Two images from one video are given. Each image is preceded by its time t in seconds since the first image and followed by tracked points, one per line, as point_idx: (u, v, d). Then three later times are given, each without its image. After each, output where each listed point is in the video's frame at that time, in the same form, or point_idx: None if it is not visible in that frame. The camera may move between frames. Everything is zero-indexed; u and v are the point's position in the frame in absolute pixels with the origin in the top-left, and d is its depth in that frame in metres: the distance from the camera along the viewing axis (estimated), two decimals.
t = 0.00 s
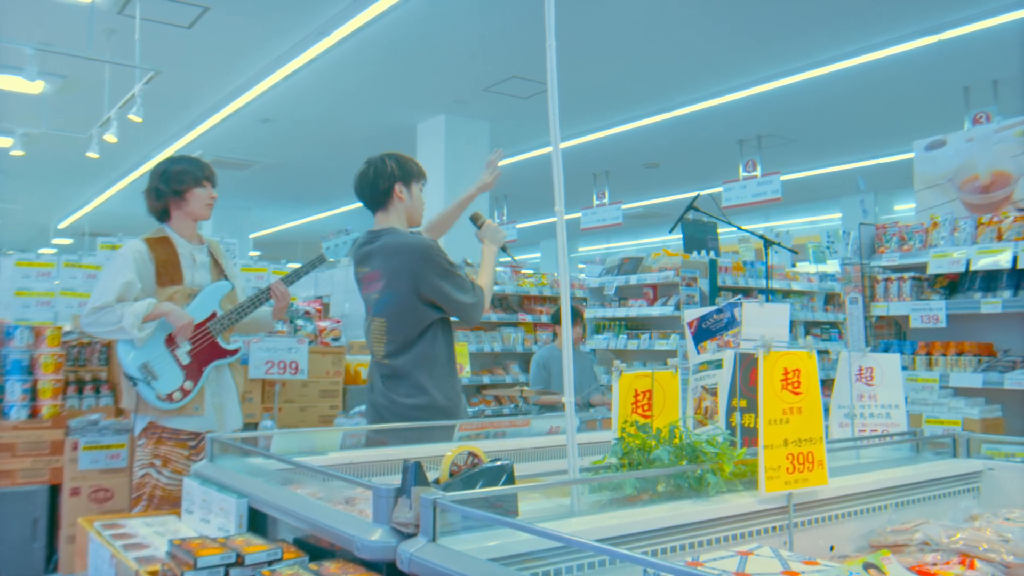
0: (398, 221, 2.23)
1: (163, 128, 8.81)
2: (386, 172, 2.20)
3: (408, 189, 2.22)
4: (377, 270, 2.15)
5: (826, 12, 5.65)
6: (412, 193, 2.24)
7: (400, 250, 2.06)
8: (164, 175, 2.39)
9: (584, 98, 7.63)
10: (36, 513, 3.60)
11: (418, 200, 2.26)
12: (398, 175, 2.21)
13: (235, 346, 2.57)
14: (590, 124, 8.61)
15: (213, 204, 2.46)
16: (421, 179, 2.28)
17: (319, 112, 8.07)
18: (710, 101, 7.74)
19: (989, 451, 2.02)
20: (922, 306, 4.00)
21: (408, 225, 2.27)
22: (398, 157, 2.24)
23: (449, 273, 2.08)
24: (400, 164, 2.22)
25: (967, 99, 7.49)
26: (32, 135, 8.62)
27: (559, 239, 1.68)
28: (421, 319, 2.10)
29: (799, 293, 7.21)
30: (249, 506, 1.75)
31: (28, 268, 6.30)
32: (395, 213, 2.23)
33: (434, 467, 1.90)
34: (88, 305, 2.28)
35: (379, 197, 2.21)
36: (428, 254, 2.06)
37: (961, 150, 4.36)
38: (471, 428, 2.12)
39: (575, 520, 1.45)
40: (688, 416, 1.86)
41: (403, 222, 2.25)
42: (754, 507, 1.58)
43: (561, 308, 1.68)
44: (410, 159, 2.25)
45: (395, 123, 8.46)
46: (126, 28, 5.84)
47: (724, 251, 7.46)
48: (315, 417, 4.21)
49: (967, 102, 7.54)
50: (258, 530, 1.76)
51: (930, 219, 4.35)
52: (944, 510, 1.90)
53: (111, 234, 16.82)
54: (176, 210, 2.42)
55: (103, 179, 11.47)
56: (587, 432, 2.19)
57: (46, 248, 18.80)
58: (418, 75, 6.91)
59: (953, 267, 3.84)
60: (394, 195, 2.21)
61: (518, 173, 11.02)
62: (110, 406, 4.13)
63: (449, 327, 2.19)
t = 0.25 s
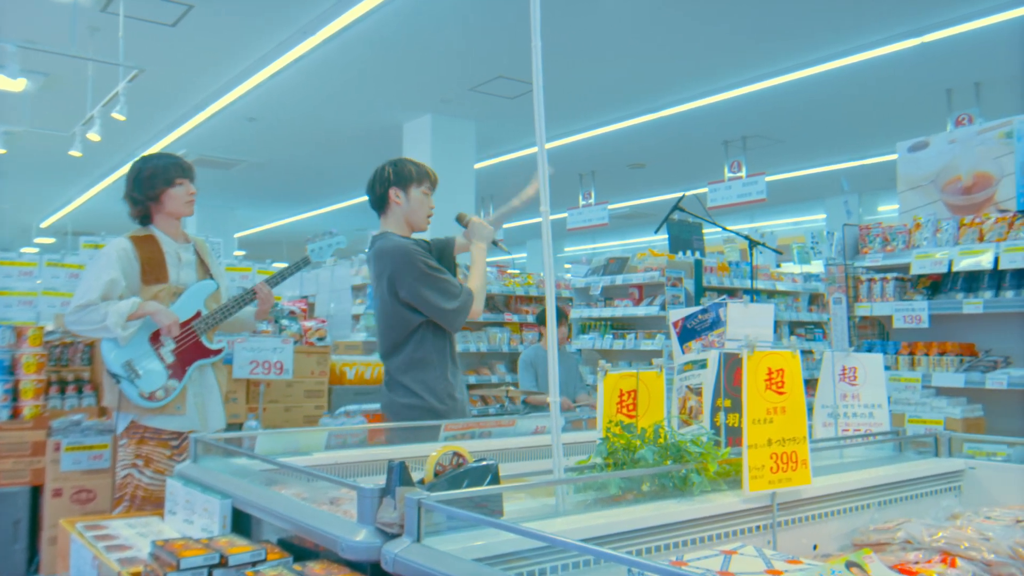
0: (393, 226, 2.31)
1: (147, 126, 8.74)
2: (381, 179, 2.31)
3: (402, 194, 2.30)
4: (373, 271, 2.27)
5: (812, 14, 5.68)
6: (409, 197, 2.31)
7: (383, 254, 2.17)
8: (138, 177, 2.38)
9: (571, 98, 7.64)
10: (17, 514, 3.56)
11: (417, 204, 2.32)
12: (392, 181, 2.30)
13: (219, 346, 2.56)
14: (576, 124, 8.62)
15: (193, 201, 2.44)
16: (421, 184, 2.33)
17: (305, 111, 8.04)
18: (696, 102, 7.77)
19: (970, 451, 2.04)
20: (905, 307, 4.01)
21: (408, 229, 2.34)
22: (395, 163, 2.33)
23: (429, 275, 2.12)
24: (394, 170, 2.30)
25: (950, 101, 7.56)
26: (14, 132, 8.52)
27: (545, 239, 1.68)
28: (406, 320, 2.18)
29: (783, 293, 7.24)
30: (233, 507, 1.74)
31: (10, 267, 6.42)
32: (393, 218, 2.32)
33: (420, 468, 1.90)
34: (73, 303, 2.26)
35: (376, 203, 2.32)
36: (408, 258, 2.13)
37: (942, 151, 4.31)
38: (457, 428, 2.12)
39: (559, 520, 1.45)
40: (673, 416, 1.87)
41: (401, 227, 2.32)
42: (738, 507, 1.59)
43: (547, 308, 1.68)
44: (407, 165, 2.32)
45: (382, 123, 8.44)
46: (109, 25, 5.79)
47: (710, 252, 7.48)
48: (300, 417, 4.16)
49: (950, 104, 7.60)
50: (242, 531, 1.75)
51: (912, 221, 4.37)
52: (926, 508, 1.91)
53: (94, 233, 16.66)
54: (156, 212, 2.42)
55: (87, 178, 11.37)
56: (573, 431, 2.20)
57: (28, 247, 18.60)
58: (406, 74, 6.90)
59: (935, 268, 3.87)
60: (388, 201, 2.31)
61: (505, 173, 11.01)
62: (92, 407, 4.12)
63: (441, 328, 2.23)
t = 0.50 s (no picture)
0: (402, 226, 2.41)
1: (131, 124, 8.67)
2: (386, 184, 2.44)
3: (405, 194, 2.40)
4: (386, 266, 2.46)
5: (797, 15, 5.71)
6: (412, 196, 2.40)
7: (387, 250, 2.35)
8: (129, 174, 2.37)
9: (558, 98, 7.65)
10: None
11: (421, 202, 2.39)
12: (394, 183, 2.41)
13: (202, 347, 2.55)
14: (563, 124, 8.63)
15: (184, 203, 2.43)
16: (422, 180, 2.40)
17: (290, 110, 8.00)
18: (683, 103, 7.79)
19: (952, 450, 2.05)
20: (888, 307, 4.04)
21: (419, 227, 2.42)
22: (397, 166, 2.43)
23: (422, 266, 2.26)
24: (394, 173, 2.42)
25: (932, 103, 7.62)
26: None
27: (529, 238, 1.69)
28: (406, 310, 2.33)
29: (767, 294, 7.27)
30: (216, 508, 1.73)
31: None
32: (403, 219, 2.42)
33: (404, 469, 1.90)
34: (54, 303, 2.24)
35: (386, 207, 2.45)
36: (405, 251, 2.29)
37: (925, 152, 4.34)
38: (442, 428, 2.12)
39: (544, 520, 1.45)
40: (657, 416, 1.88)
41: (411, 226, 2.41)
42: (722, 506, 1.59)
43: (531, 308, 1.68)
44: (405, 165, 2.41)
45: (368, 122, 8.42)
46: (93, 22, 5.75)
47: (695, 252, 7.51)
48: (284, 417, 4.13)
49: (932, 106, 7.66)
50: (225, 532, 1.74)
51: (895, 222, 4.39)
52: (908, 507, 1.92)
53: (76, 231, 16.51)
54: (147, 208, 2.40)
55: (70, 176, 11.27)
56: (558, 431, 2.20)
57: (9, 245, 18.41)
58: (393, 73, 6.88)
59: (918, 268, 3.91)
60: (394, 203, 2.42)
61: (491, 173, 11.01)
62: (74, 407, 4.06)
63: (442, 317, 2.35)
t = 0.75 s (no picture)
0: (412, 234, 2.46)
1: (114, 123, 8.60)
2: (396, 194, 2.49)
3: (411, 203, 2.44)
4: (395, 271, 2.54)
5: (781, 17, 5.74)
6: (418, 204, 2.44)
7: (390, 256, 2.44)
8: (110, 175, 2.35)
9: (544, 98, 7.65)
10: None
11: (426, 209, 2.43)
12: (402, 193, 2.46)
13: (187, 346, 2.51)
14: (548, 124, 8.63)
15: (161, 204, 2.41)
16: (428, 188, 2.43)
17: (275, 108, 7.97)
18: (669, 103, 7.81)
19: (932, 449, 2.07)
20: (870, 307, 4.07)
21: (428, 235, 2.46)
22: (406, 175, 2.47)
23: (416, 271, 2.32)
24: (402, 183, 2.47)
25: (914, 105, 7.69)
26: None
27: (513, 238, 1.68)
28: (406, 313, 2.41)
29: (751, 294, 7.30)
30: (198, 509, 1.72)
31: None
32: (411, 226, 2.47)
33: (387, 467, 1.90)
34: (36, 302, 2.23)
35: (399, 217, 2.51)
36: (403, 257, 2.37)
37: (907, 154, 4.38)
38: (426, 428, 2.12)
39: (528, 519, 1.45)
40: (641, 416, 1.87)
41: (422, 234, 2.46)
42: (704, 505, 1.60)
43: (514, 307, 1.67)
44: (412, 175, 2.45)
45: (353, 121, 8.39)
46: (74, 20, 5.70)
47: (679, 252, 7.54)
48: (268, 417, 4.11)
49: (914, 108, 7.73)
50: (207, 533, 1.73)
51: (878, 223, 4.43)
52: (889, 506, 1.94)
53: (57, 230, 16.35)
54: (123, 212, 2.39)
55: (52, 175, 11.16)
56: (543, 431, 2.20)
57: None
58: (379, 72, 6.86)
59: (899, 269, 3.92)
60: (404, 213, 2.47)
61: (476, 173, 11.00)
62: (54, 407, 4.02)
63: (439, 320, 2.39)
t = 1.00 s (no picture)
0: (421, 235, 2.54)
1: (95, 120, 8.52)
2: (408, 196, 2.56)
3: (418, 206, 2.51)
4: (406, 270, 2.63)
5: (766, 17, 5.76)
6: (424, 207, 2.50)
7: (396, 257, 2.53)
8: (96, 173, 2.32)
9: (530, 98, 7.65)
10: None
11: (431, 212, 2.48)
12: (411, 196, 2.53)
13: (168, 346, 2.54)
14: (533, 124, 8.64)
15: (146, 206, 2.40)
16: (432, 192, 2.46)
17: (259, 106, 7.92)
18: (654, 104, 7.83)
19: (912, 448, 2.10)
20: (851, 308, 4.09)
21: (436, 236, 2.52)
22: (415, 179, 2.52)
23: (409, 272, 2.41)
24: (411, 186, 2.53)
25: (895, 107, 7.75)
26: None
27: (495, 238, 1.68)
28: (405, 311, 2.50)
29: (734, 294, 7.33)
30: (179, 510, 1.71)
31: None
32: (421, 228, 2.54)
33: (370, 468, 1.88)
34: (14, 300, 2.21)
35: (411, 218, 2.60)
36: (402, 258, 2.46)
37: (887, 155, 4.42)
38: (409, 428, 2.12)
39: (511, 519, 1.45)
40: (624, 415, 1.87)
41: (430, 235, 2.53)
42: (687, 504, 1.60)
43: (498, 307, 1.68)
44: (419, 178, 2.49)
45: (338, 119, 8.35)
46: (55, 17, 5.66)
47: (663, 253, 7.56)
48: (251, 417, 4.08)
49: (895, 110, 7.80)
50: (189, 534, 1.72)
51: (859, 223, 4.45)
52: (870, 504, 1.95)
53: (37, 229, 16.18)
54: (107, 211, 2.37)
55: (33, 173, 11.05)
56: (526, 430, 2.19)
57: None
58: (364, 71, 6.83)
59: (880, 269, 3.96)
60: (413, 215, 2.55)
61: (461, 172, 10.99)
62: (33, 408, 4.01)
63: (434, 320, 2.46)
